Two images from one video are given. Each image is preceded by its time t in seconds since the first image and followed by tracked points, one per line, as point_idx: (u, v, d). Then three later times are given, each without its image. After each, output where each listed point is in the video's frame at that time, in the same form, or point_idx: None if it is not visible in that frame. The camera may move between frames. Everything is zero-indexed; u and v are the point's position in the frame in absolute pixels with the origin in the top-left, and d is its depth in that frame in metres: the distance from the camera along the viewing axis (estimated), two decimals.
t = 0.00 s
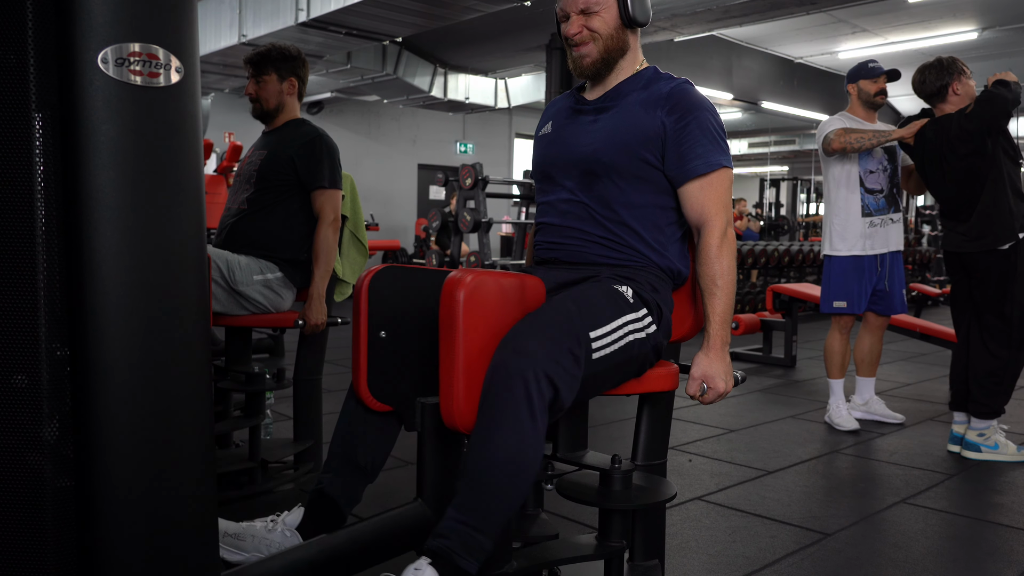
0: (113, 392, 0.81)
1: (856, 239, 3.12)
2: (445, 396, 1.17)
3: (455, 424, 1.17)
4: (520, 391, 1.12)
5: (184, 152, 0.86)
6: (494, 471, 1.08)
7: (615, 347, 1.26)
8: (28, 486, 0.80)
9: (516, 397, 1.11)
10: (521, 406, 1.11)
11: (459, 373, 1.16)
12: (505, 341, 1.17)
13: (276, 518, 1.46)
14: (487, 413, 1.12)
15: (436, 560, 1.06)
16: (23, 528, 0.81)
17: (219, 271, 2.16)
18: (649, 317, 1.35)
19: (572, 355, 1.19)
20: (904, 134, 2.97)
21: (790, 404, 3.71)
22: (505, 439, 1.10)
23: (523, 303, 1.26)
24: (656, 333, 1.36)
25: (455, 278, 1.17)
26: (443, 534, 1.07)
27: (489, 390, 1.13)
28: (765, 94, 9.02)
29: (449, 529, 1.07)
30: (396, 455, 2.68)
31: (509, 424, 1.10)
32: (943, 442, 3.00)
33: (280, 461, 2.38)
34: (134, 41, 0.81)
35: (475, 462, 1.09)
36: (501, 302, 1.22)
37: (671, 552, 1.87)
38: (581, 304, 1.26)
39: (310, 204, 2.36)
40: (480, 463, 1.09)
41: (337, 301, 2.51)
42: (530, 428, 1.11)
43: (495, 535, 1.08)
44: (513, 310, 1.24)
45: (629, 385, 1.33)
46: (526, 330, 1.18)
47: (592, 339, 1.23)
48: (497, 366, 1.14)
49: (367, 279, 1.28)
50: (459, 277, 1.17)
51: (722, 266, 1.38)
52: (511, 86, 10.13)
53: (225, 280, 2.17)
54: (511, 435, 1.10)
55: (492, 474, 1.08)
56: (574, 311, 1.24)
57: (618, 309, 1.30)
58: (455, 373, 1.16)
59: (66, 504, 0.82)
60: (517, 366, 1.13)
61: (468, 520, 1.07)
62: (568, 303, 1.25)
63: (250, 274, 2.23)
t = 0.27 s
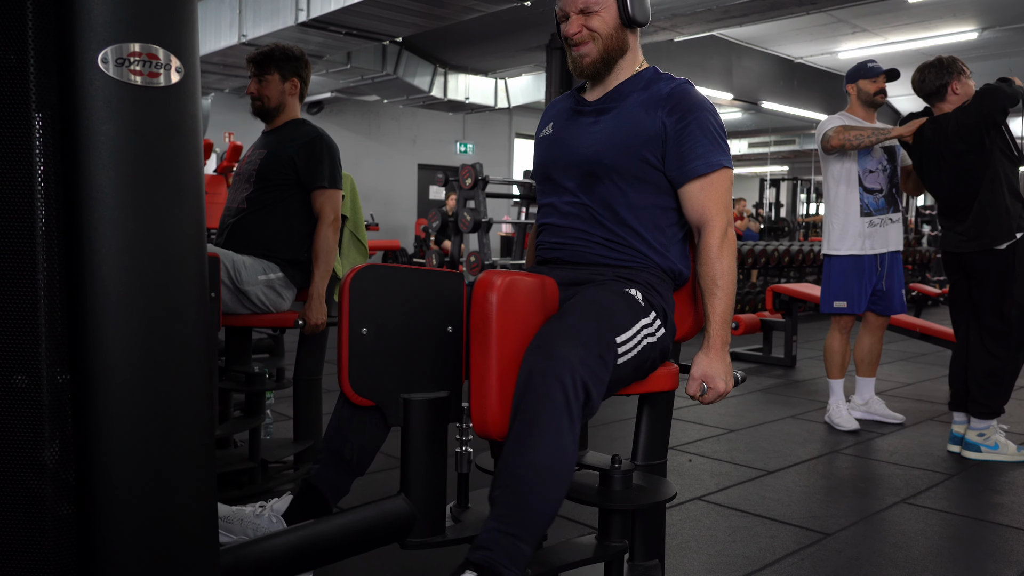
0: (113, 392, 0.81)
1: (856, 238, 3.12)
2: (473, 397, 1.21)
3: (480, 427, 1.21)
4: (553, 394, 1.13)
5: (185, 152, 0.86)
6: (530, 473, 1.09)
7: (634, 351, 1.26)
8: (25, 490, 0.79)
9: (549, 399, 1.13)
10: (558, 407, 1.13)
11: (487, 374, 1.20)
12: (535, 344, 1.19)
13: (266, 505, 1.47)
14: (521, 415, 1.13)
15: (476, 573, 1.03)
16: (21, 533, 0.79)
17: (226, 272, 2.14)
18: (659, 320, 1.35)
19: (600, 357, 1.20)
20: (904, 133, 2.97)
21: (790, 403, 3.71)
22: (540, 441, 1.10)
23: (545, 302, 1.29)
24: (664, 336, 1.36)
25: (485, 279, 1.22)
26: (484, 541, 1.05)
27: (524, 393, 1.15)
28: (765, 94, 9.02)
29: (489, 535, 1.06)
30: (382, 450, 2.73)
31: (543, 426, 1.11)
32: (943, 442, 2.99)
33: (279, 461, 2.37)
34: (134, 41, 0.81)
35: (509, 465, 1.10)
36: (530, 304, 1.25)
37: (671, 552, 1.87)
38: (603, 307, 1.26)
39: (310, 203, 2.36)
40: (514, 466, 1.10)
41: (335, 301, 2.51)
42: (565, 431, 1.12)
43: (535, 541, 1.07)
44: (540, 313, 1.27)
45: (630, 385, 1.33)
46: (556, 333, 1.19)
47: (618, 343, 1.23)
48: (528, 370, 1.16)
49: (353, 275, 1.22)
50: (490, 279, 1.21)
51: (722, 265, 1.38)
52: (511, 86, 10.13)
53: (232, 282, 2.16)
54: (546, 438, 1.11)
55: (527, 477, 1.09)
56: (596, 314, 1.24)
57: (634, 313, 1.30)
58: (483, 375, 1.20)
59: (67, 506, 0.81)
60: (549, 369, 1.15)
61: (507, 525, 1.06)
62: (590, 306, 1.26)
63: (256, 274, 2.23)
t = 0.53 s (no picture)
0: (113, 391, 0.81)
1: (856, 238, 3.12)
2: (510, 400, 1.22)
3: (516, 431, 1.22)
4: (590, 398, 1.17)
5: (185, 152, 0.86)
6: (572, 478, 1.13)
7: (651, 356, 1.30)
8: (22, 494, 0.78)
9: (587, 404, 1.17)
10: (596, 412, 1.17)
11: (525, 379, 1.21)
12: (568, 348, 1.22)
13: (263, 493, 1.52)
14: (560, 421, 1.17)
15: None
16: (17, 540, 0.78)
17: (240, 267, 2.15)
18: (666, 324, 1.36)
19: (627, 360, 1.24)
20: (903, 132, 2.97)
21: (790, 403, 3.71)
22: (580, 446, 1.15)
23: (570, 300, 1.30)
24: (669, 337, 1.37)
25: (524, 283, 1.23)
26: (531, 549, 1.09)
27: (561, 399, 1.18)
28: (765, 94, 9.02)
29: (535, 543, 1.09)
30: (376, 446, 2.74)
31: (583, 431, 1.16)
32: (943, 442, 2.99)
33: (279, 461, 2.37)
34: (134, 41, 0.81)
35: (550, 470, 1.15)
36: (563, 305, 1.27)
37: (671, 552, 1.87)
38: (624, 311, 1.29)
39: (309, 203, 2.36)
40: (554, 471, 1.14)
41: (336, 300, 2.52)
42: (601, 434, 1.17)
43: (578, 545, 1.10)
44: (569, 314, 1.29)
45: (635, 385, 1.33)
46: (589, 338, 1.22)
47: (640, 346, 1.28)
48: (564, 375, 1.20)
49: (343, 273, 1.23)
50: (530, 284, 1.22)
51: (722, 265, 1.38)
52: (511, 86, 10.14)
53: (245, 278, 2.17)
54: (587, 442, 1.15)
55: (567, 482, 1.13)
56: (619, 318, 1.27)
57: (649, 315, 1.32)
58: (522, 379, 1.22)
59: (66, 505, 0.80)
60: (585, 374, 1.19)
61: (552, 532, 1.10)
62: (609, 309, 1.28)
63: (264, 272, 2.23)
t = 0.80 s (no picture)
0: (114, 392, 0.81)
1: (856, 238, 3.12)
2: (548, 407, 1.17)
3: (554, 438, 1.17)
4: (626, 401, 1.19)
5: (185, 152, 0.86)
6: (613, 483, 1.16)
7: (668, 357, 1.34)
8: (21, 494, 0.78)
9: (624, 408, 1.18)
10: (633, 415, 1.19)
11: (565, 383, 1.16)
12: (599, 351, 1.23)
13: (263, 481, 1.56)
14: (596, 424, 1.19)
15: None
16: (16, 540, 0.78)
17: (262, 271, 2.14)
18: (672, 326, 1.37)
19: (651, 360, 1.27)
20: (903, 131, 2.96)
21: (790, 403, 3.71)
22: (618, 450, 1.17)
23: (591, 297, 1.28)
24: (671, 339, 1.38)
25: (558, 282, 1.15)
26: (579, 556, 1.13)
27: (597, 404, 1.19)
28: (765, 94, 9.01)
29: (582, 549, 1.13)
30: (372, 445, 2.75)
31: (622, 435, 1.18)
32: (943, 442, 2.99)
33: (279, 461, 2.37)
34: (134, 41, 0.81)
35: (590, 475, 1.17)
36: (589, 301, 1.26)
37: (671, 552, 1.87)
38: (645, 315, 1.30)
39: (309, 203, 2.36)
40: (595, 476, 1.16)
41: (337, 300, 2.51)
42: (637, 435, 1.19)
43: (621, 547, 1.15)
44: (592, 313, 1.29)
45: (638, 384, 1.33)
46: (619, 340, 1.24)
47: (661, 345, 1.31)
48: (599, 379, 1.20)
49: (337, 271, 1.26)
50: (566, 283, 1.15)
51: (722, 265, 1.37)
52: (511, 86, 10.13)
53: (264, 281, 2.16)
54: (626, 444, 1.17)
55: (609, 487, 1.15)
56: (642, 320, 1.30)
57: (657, 316, 1.33)
58: (561, 385, 1.16)
59: (66, 506, 0.80)
60: (620, 377, 1.20)
61: (597, 538, 1.14)
62: (632, 313, 1.29)
63: (272, 271, 2.24)
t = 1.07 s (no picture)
0: (114, 392, 0.81)
1: (856, 237, 3.12)
2: (584, 409, 1.13)
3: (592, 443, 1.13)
4: (658, 402, 1.21)
5: (185, 151, 0.86)
6: (651, 483, 1.18)
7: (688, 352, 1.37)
8: (22, 492, 0.78)
9: (655, 407, 1.21)
10: (663, 413, 1.21)
11: (602, 385, 1.13)
12: (625, 353, 1.24)
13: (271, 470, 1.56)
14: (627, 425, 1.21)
15: None
16: (17, 539, 0.78)
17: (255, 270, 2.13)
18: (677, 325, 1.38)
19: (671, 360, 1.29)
20: (902, 130, 2.96)
21: (791, 403, 3.71)
22: (654, 450, 1.19)
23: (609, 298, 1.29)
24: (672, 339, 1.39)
25: (592, 283, 1.13)
26: (621, 559, 1.14)
27: (629, 404, 1.21)
28: (765, 94, 9.01)
29: (623, 552, 1.14)
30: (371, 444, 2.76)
31: (656, 434, 1.20)
32: (943, 442, 2.99)
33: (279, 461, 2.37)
34: (134, 41, 0.81)
35: (626, 477, 1.18)
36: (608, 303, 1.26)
37: (670, 551, 1.87)
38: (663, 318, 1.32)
39: (309, 204, 2.36)
40: (632, 478, 1.18)
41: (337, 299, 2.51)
42: (668, 434, 1.22)
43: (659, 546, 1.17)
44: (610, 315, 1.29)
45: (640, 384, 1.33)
46: (645, 341, 1.26)
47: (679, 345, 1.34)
48: (630, 381, 1.22)
49: (336, 270, 1.32)
50: (600, 283, 1.13)
51: (722, 265, 1.37)
52: (511, 86, 10.14)
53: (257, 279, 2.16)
54: (659, 444, 1.20)
55: (646, 488, 1.17)
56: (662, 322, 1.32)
57: (663, 314, 1.33)
58: (597, 386, 1.13)
59: (66, 504, 0.80)
60: (650, 377, 1.22)
61: (638, 539, 1.15)
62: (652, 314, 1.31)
63: (270, 271, 2.26)
